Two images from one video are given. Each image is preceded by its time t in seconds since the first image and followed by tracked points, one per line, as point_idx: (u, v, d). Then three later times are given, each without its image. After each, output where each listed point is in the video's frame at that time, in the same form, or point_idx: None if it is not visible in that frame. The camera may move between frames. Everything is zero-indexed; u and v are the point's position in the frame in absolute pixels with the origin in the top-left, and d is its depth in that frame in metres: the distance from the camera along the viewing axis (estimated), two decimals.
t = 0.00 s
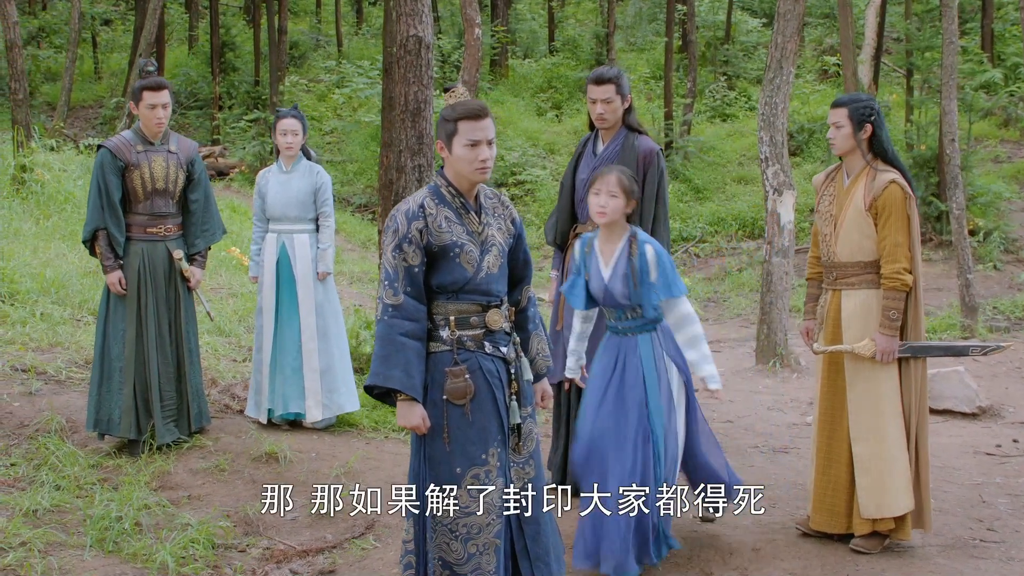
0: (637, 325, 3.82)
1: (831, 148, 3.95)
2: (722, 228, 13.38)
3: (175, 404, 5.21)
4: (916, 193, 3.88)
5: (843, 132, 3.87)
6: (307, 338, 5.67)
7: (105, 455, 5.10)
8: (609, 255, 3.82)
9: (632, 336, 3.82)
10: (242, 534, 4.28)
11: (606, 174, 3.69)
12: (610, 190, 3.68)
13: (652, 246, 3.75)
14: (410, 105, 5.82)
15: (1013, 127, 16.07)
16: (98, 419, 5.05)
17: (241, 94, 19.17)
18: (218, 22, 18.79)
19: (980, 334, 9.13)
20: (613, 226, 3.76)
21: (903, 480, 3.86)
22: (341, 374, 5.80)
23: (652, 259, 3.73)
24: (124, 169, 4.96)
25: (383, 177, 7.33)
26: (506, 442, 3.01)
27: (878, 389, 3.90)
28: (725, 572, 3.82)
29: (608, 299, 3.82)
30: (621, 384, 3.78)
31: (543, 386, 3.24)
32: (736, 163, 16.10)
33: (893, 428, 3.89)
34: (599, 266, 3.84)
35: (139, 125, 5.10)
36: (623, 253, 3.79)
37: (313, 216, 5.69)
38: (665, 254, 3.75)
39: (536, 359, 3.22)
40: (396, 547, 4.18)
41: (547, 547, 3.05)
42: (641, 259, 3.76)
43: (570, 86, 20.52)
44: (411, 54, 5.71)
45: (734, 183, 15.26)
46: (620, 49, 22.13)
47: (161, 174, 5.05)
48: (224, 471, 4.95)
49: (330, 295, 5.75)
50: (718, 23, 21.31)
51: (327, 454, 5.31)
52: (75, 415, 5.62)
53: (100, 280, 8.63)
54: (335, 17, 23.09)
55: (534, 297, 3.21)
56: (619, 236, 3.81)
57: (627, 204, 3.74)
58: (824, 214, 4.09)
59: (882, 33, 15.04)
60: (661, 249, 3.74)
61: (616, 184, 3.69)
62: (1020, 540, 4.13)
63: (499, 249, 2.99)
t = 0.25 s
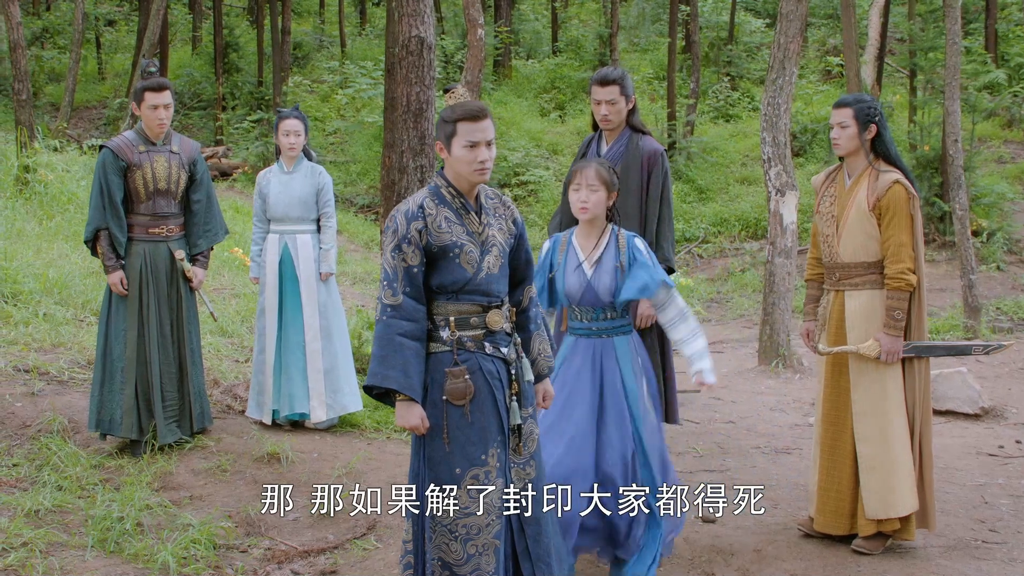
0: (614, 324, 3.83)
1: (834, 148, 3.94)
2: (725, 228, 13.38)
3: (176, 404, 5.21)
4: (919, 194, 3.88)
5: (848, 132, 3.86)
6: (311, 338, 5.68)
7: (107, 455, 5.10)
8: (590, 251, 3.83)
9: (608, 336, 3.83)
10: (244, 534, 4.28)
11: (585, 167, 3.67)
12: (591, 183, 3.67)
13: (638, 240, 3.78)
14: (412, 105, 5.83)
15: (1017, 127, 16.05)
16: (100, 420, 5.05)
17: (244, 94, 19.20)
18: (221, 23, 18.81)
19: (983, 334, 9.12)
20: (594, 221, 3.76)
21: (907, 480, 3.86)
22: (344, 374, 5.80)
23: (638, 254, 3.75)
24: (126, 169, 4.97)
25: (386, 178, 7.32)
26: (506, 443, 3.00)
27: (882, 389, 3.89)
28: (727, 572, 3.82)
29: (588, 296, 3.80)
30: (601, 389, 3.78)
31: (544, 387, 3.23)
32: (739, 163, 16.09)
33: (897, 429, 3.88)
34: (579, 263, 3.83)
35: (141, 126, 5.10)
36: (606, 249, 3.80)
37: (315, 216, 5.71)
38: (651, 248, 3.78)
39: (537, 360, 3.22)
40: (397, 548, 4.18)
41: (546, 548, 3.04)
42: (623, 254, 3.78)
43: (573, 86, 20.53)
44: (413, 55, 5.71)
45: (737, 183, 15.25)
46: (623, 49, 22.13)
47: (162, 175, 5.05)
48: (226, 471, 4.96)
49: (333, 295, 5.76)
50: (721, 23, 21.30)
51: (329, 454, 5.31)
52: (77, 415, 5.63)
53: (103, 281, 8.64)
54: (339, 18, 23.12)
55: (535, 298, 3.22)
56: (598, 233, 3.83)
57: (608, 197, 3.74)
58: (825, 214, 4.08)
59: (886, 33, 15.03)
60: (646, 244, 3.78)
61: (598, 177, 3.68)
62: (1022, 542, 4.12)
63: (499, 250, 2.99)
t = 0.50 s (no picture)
0: (603, 329, 3.75)
1: (836, 148, 3.93)
2: (727, 228, 13.37)
3: (177, 404, 5.21)
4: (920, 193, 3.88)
5: (849, 132, 3.86)
6: (312, 338, 5.68)
7: (108, 455, 5.10)
8: (587, 250, 3.75)
9: (593, 340, 3.74)
10: (244, 534, 4.28)
11: (587, 164, 3.59)
12: (594, 180, 3.58)
13: (639, 246, 3.75)
14: (413, 105, 5.83)
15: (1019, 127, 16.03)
16: (101, 419, 5.06)
17: (246, 95, 19.22)
18: (224, 23, 18.84)
19: (985, 334, 9.10)
20: (594, 218, 3.67)
21: (910, 479, 3.86)
22: (345, 374, 5.80)
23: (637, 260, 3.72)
24: (127, 169, 4.97)
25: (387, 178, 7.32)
26: (506, 442, 3.00)
27: (885, 388, 3.89)
28: (727, 572, 3.81)
29: (579, 295, 3.73)
30: (583, 392, 3.70)
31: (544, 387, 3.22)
32: (741, 163, 16.08)
33: (900, 428, 3.88)
34: (575, 260, 3.76)
35: (143, 125, 5.11)
36: (605, 250, 3.74)
37: (316, 216, 5.71)
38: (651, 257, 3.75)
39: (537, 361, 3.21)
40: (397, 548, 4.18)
41: (545, 547, 3.04)
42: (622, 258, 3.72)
43: (576, 86, 20.53)
44: (414, 55, 5.71)
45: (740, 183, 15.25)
46: (626, 49, 22.12)
47: (163, 175, 5.06)
48: (227, 471, 4.96)
49: (334, 295, 5.77)
50: (724, 23, 21.30)
51: (330, 454, 5.31)
52: (78, 415, 5.63)
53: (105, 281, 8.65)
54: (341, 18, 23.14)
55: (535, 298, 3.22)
56: (599, 232, 3.75)
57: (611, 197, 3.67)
58: (825, 214, 4.07)
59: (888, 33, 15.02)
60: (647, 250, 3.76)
61: (602, 175, 3.59)
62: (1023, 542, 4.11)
63: (499, 249, 2.99)
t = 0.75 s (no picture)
0: (596, 324, 3.73)
1: (837, 147, 3.92)
2: (729, 228, 13.37)
3: (178, 404, 5.21)
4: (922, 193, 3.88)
5: (851, 131, 3.85)
6: (314, 338, 5.68)
7: (109, 455, 5.11)
8: (582, 243, 3.72)
9: (587, 335, 3.71)
10: (244, 533, 4.28)
11: (587, 157, 3.57)
12: (593, 173, 3.56)
13: (635, 244, 3.75)
14: (414, 105, 5.83)
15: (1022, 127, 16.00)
16: (102, 419, 5.07)
17: (249, 95, 19.24)
18: (226, 23, 18.85)
19: (988, 334, 9.09)
20: (592, 212, 3.65)
21: (912, 478, 3.86)
22: (346, 373, 5.80)
23: (632, 257, 3.71)
24: (128, 169, 4.97)
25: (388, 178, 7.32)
26: (505, 442, 3.00)
27: (886, 388, 3.89)
28: (727, 572, 3.81)
29: (574, 289, 3.70)
30: (577, 392, 3.67)
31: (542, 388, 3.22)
32: (743, 163, 16.07)
33: (901, 428, 3.88)
34: (570, 253, 3.72)
35: (144, 125, 5.11)
36: (601, 244, 3.71)
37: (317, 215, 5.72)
38: (647, 255, 3.75)
39: (535, 360, 3.21)
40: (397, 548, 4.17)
41: (544, 547, 3.04)
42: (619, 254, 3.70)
43: (578, 86, 20.53)
44: (415, 55, 5.71)
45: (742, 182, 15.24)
46: (628, 49, 22.11)
47: (164, 175, 5.06)
48: (228, 471, 4.96)
49: (335, 295, 5.78)
50: (726, 23, 21.28)
51: (330, 454, 5.31)
52: (79, 414, 5.63)
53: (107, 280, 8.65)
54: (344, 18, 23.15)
55: (534, 298, 3.22)
56: (596, 227, 3.72)
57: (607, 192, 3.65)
58: (825, 214, 4.07)
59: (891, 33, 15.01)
60: (643, 249, 3.75)
61: (600, 169, 3.58)
62: None
63: (498, 249, 2.99)
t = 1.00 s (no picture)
0: (597, 324, 3.71)
1: (839, 147, 3.92)
2: (730, 228, 13.36)
3: (178, 403, 5.21)
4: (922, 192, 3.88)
5: (853, 131, 3.85)
6: (314, 337, 5.68)
7: (108, 454, 5.11)
8: (583, 243, 3.72)
9: (587, 335, 3.71)
10: (244, 533, 4.29)
11: (587, 156, 3.57)
12: (593, 173, 3.57)
13: (636, 243, 3.75)
14: (414, 105, 5.83)
15: None
16: (102, 418, 5.07)
17: (251, 95, 19.24)
18: (228, 23, 18.85)
19: (989, 334, 9.08)
20: (592, 212, 3.64)
21: (910, 478, 3.86)
22: (346, 373, 5.80)
23: (633, 257, 3.70)
24: (127, 168, 4.97)
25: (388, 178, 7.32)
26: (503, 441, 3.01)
27: (885, 388, 3.88)
28: (727, 572, 3.81)
29: (574, 289, 3.70)
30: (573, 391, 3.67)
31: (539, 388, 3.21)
32: (744, 163, 16.06)
33: (900, 429, 3.88)
34: (570, 254, 3.72)
35: (144, 125, 5.11)
36: (601, 244, 3.70)
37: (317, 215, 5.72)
38: (648, 255, 3.75)
39: (533, 360, 3.21)
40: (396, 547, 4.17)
41: (542, 546, 3.04)
42: (620, 253, 3.70)
43: (580, 86, 20.53)
44: (415, 54, 5.71)
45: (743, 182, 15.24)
46: (630, 49, 22.11)
47: (164, 175, 5.06)
48: (228, 470, 4.96)
49: (336, 294, 5.78)
50: (728, 23, 21.27)
51: (330, 453, 5.31)
52: (79, 414, 5.63)
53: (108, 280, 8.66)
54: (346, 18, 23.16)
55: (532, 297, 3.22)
56: (596, 227, 3.72)
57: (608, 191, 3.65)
58: (826, 213, 4.06)
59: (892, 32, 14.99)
60: (644, 248, 3.75)
61: (600, 168, 3.58)
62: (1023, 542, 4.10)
63: (496, 249, 2.99)
